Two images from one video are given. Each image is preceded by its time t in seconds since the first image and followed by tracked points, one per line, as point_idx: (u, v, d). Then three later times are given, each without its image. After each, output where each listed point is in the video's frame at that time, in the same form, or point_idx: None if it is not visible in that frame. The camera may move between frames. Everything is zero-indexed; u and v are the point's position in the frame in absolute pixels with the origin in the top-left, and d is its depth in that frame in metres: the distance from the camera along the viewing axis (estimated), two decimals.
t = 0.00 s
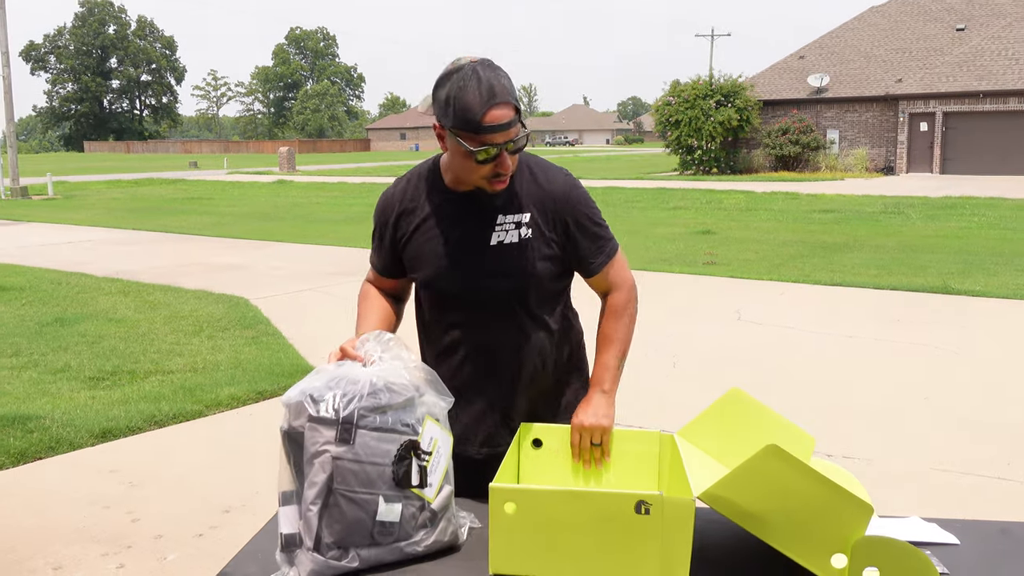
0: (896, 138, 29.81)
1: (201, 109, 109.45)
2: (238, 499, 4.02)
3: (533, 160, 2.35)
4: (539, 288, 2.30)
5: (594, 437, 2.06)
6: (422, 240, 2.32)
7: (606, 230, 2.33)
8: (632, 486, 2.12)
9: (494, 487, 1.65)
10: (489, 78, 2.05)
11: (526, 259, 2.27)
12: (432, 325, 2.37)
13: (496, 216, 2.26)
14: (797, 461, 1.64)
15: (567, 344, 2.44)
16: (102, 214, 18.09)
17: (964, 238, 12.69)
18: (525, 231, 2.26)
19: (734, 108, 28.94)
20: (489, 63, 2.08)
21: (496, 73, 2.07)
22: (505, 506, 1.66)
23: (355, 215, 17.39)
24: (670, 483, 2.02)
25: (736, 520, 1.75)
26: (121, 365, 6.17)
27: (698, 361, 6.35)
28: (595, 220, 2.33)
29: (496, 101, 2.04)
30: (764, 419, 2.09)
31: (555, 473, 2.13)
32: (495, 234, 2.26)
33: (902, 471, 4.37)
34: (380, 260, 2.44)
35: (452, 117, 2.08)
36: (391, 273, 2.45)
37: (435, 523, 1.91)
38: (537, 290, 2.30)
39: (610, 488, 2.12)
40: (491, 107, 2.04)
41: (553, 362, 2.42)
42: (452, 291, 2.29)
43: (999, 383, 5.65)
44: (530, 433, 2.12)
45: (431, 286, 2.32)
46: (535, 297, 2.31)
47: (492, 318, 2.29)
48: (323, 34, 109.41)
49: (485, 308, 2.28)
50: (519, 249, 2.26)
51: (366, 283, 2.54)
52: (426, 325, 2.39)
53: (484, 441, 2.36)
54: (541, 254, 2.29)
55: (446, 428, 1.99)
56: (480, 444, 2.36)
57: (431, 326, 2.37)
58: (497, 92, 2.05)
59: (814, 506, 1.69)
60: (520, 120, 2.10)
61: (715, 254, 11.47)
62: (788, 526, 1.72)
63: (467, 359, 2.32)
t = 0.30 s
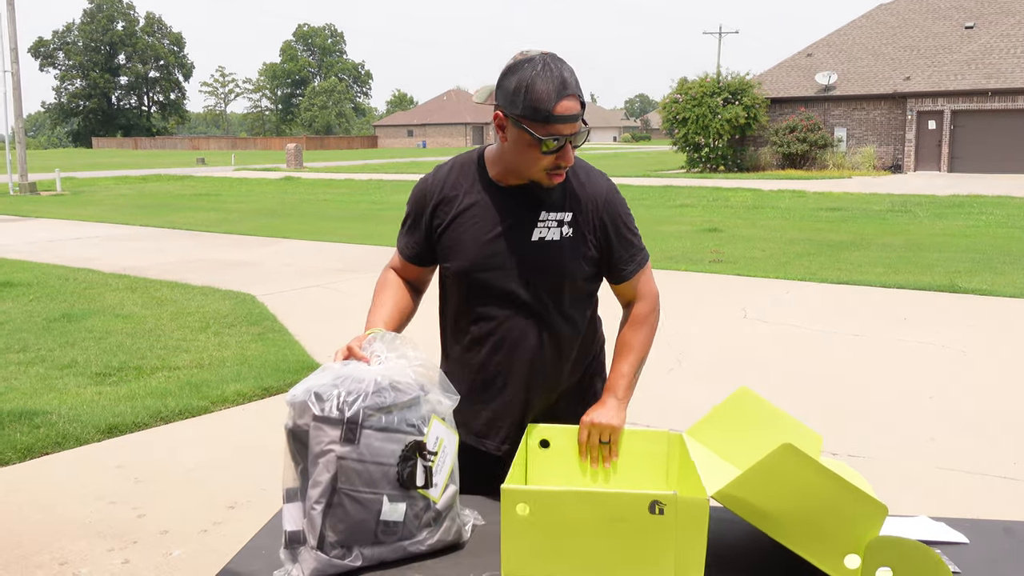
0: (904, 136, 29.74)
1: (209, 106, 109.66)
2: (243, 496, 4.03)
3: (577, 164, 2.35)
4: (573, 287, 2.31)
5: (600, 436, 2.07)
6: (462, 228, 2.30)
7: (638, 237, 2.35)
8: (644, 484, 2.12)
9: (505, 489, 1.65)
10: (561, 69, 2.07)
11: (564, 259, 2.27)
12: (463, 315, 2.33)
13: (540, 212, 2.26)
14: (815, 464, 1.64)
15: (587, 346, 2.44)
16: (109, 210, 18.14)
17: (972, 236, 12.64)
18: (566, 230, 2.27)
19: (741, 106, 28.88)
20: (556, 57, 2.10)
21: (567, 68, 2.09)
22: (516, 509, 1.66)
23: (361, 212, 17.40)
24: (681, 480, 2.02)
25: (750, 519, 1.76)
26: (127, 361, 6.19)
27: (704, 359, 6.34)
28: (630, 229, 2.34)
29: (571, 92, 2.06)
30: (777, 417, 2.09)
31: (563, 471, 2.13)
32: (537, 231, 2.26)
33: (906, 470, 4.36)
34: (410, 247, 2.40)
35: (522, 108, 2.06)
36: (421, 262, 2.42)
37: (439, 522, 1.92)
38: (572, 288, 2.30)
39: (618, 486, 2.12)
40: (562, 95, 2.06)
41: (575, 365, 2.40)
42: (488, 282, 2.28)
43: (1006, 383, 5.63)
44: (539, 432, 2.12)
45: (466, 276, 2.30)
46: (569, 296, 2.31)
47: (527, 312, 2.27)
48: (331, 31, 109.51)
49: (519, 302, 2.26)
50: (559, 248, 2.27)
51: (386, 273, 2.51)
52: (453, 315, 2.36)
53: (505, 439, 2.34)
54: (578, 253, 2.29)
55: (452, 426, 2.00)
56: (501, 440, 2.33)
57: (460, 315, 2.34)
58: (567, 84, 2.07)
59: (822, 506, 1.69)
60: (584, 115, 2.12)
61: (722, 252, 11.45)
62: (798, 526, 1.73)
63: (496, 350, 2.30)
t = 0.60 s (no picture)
0: (902, 136, 29.78)
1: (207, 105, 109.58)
2: (239, 495, 4.03)
3: (615, 166, 2.44)
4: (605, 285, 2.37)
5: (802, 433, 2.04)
6: (493, 221, 2.40)
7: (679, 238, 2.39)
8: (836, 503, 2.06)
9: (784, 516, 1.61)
10: (587, 68, 2.17)
11: (593, 253, 2.35)
12: (491, 306, 2.43)
13: (575, 207, 2.36)
14: None
15: (619, 348, 2.47)
16: (106, 209, 18.12)
17: (969, 236, 12.65)
18: (601, 227, 2.35)
19: (739, 106, 28.87)
20: (590, 54, 2.20)
21: (591, 65, 2.18)
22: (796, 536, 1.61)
23: (359, 211, 17.41)
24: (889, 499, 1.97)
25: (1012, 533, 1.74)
26: (123, 360, 6.19)
27: (702, 359, 6.35)
28: (665, 230, 2.39)
29: (591, 90, 2.17)
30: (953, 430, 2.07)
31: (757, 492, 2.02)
32: (572, 225, 2.35)
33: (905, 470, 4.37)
34: (441, 238, 2.49)
35: (546, 99, 2.21)
36: (448, 254, 2.50)
37: (432, 521, 1.92)
38: (601, 285, 2.37)
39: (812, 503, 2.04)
40: (581, 91, 2.17)
41: (605, 364, 2.43)
42: (517, 273, 2.37)
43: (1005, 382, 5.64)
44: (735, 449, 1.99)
45: (495, 266, 2.40)
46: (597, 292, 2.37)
47: (554, 305, 2.35)
48: (329, 30, 109.43)
49: (545, 295, 2.35)
50: (589, 243, 2.35)
51: (406, 266, 2.57)
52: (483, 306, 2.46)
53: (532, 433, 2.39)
54: (610, 250, 2.36)
55: (446, 425, 2.01)
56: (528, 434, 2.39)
57: (488, 306, 2.44)
58: (589, 80, 2.17)
59: None
60: (607, 113, 2.21)
61: (719, 252, 11.46)
62: None
63: (520, 341, 2.37)
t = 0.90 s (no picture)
0: (889, 136, 29.91)
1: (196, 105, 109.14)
2: (226, 496, 4.03)
3: (613, 156, 2.48)
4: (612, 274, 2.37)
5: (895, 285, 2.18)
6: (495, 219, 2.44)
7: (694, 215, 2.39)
8: None
9: None
10: (538, 70, 2.27)
11: (596, 242, 2.35)
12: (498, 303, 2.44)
13: (572, 202, 2.38)
14: None
15: (629, 341, 2.47)
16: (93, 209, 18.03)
17: (955, 236, 12.72)
18: (602, 215, 2.36)
19: (727, 106, 28.94)
20: (554, 59, 2.30)
21: (548, 68, 2.27)
22: None
23: (347, 211, 17.39)
24: None
25: None
26: (110, 360, 6.17)
27: (689, 358, 6.37)
28: (669, 212, 2.39)
29: (533, 92, 2.25)
30: None
31: None
32: (571, 217, 2.37)
33: (891, 468, 4.40)
34: (441, 239, 2.55)
35: (506, 103, 2.34)
36: (444, 254, 2.55)
37: (418, 521, 1.91)
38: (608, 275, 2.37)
39: None
40: (526, 93, 2.27)
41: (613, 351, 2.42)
42: (520, 268, 2.39)
43: (987, 381, 5.68)
44: None
45: (499, 263, 2.42)
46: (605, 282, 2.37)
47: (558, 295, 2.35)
48: (318, 30, 109.26)
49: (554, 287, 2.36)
50: (589, 233, 2.36)
51: (403, 268, 2.62)
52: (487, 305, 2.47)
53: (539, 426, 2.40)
54: (614, 238, 2.36)
55: (432, 423, 2.01)
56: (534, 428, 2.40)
57: (494, 304, 2.45)
58: (540, 81, 2.26)
59: None
60: (553, 118, 2.26)
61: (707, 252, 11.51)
62: None
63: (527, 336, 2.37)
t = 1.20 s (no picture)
0: (876, 137, 30.04)
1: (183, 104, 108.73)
2: (213, 496, 4.01)
3: (571, 154, 2.47)
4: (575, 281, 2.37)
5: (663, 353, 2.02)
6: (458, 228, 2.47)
7: (645, 223, 2.36)
8: None
9: None
10: (462, 78, 2.26)
11: (554, 248, 2.35)
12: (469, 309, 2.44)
13: (529, 207, 2.38)
14: None
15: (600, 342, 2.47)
16: (79, 209, 17.94)
17: (941, 236, 12.79)
18: (558, 221, 2.35)
19: (716, 106, 28.99)
20: (481, 63, 2.27)
21: (475, 75, 2.24)
22: None
23: (336, 211, 17.36)
24: None
25: None
26: (96, 360, 6.14)
27: (677, 357, 6.39)
28: (629, 215, 2.37)
29: (457, 99, 2.23)
30: None
31: None
32: (528, 225, 2.37)
33: (879, 467, 4.42)
34: (407, 248, 2.60)
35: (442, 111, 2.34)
36: (412, 259, 2.60)
37: (406, 522, 1.91)
38: (570, 279, 2.37)
39: None
40: (450, 102, 2.26)
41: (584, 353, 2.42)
42: (487, 271, 2.40)
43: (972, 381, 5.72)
44: None
45: (466, 269, 2.44)
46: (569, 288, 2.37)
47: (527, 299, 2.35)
48: (305, 30, 108.99)
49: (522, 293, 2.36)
50: (547, 238, 2.36)
51: (376, 273, 2.68)
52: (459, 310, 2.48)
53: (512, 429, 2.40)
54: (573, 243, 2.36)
55: (420, 424, 2.01)
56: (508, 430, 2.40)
57: (463, 310, 2.45)
58: (464, 88, 2.24)
59: None
60: (481, 122, 2.24)
61: (695, 252, 11.54)
62: None
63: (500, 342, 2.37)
